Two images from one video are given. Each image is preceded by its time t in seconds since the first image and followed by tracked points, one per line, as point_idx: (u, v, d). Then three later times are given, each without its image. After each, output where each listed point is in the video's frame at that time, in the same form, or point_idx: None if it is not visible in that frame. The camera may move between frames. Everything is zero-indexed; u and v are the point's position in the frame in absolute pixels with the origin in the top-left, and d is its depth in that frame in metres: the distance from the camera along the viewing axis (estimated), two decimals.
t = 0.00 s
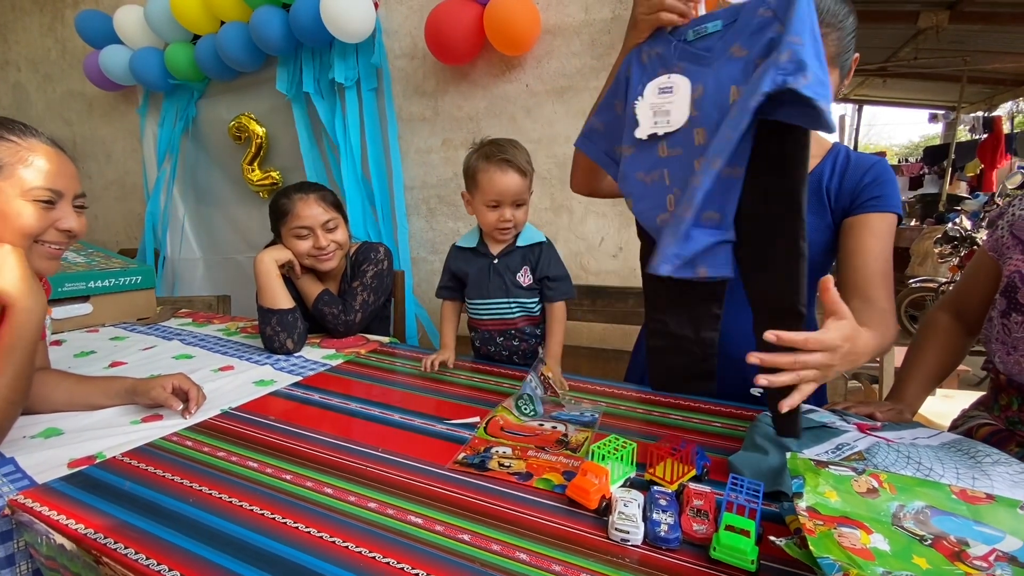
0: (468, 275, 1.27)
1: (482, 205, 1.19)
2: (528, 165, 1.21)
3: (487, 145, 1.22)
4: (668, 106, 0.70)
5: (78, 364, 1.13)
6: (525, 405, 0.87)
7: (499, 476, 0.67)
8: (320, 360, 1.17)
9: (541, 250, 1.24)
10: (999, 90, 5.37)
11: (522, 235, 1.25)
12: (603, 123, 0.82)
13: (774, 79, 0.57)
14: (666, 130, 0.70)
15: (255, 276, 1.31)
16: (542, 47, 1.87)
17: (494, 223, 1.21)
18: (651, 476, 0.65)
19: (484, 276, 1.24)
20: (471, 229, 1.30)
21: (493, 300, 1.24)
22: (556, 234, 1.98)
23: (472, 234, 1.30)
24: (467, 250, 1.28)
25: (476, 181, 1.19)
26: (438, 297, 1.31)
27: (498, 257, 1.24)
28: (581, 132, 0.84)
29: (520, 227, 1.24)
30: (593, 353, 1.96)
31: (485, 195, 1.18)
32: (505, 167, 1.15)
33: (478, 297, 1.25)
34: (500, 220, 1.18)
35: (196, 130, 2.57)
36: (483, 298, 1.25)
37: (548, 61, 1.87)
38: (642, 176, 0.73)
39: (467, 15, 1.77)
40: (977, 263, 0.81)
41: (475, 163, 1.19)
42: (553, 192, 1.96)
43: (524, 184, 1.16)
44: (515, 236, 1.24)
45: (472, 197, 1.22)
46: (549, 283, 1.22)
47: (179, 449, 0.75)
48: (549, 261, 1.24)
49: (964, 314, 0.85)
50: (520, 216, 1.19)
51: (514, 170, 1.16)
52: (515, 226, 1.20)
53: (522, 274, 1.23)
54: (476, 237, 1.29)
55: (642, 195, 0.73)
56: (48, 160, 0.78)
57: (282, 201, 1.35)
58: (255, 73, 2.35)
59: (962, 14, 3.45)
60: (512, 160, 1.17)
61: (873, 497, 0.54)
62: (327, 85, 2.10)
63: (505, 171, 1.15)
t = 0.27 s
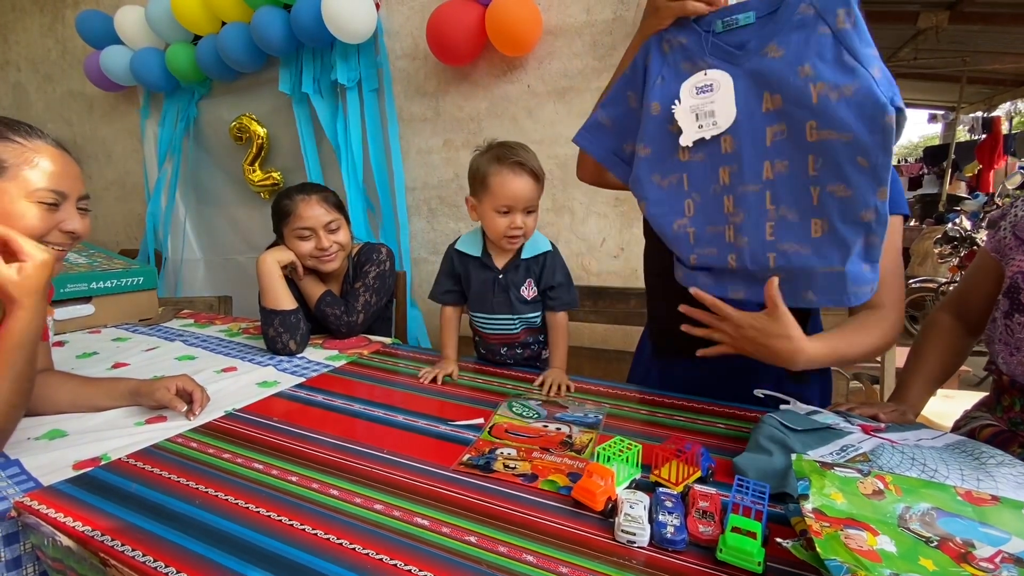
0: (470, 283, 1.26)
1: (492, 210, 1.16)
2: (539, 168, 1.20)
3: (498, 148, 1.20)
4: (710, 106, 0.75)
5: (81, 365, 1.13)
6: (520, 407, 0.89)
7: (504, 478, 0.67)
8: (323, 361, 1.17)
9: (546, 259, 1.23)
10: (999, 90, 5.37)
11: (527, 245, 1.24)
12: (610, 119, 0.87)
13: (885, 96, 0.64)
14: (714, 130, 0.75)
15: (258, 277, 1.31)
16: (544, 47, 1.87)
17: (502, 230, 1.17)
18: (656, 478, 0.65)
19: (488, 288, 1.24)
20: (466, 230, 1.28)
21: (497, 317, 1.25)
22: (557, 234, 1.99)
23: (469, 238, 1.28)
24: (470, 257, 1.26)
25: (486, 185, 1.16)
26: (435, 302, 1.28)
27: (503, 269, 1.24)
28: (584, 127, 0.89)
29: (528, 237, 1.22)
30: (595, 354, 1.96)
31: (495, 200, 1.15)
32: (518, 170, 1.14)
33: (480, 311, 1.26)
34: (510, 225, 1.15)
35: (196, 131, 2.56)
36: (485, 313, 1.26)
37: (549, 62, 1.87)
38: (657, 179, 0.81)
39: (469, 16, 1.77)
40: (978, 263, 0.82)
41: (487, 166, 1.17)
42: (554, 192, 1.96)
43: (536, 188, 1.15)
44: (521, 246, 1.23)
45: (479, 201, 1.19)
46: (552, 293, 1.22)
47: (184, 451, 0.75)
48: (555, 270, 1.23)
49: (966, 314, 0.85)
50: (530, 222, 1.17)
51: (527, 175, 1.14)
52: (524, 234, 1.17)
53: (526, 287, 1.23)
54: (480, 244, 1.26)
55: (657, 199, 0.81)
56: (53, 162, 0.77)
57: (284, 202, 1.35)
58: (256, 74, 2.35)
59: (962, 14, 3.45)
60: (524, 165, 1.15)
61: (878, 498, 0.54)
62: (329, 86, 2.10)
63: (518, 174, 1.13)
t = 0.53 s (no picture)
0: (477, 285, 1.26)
1: (505, 215, 1.15)
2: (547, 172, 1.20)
3: (505, 152, 1.20)
4: (698, 120, 0.73)
5: (81, 367, 1.13)
6: (518, 411, 0.90)
7: (505, 480, 0.67)
8: (323, 363, 1.17)
9: (554, 262, 1.26)
10: (998, 91, 5.37)
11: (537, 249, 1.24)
12: (603, 133, 0.83)
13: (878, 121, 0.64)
14: (699, 145, 0.73)
15: (258, 278, 1.31)
16: (543, 49, 1.88)
17: (515, 235, 1.17)
18: (656, 480, 0.65)
19: (495, 293, 1.24)
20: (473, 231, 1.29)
21: (503, 323, 1.26)
22: (557, 236, 1.99)
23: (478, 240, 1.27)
24: (478, 259, 1.25)
25: (499, 189, 1.15)
26: (439, 305, 1.28)
27: (511, 273, 1.23)
28: (578, 144, 0.81)
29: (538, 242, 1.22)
30: (595, 355, 1.96)
31: (507, 204, 1.15)
32: (532, 174, 1.14)
33: (485, 315, 1.27)
34: (523, 230, 1.15)
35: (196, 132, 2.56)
36: (491, 317, 1.26)
37: (549, 63, 1.88)
38: (641, 197, 0.79)
39: (468, 17, 1.77)
40: (974, 264, 0.82)
41: (497, 170, 1.16)
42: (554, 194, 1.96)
43: (548, 192, 1.16)
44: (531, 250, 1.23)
45: (489, 206, 1.19)
46: (558, 296, 1.25)
47: (185, 454, 0.75)
48: (562, 273, 1.25)
49: (963, 315, 0.85)
50: (543, 225, 1.17)
51: (540, 179, 1.14)
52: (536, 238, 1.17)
53: (535, 290, 1.24)
54: (487, 248, 1.25)
55: (640, 218, 0.78)
56: (51, 156, 0.75)
57: (284, 204, 1.36)
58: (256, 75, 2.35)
59: (961, 15, 3.46)
60: (535, 169, 1.15)
61: (877, 501, 0.54)
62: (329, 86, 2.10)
63: (532, 178, 1.13)
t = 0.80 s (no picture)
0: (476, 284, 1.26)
1: (503, 212, 1.15)
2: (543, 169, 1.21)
3: (503, 151, 1.20)
4: (692, 76, 0.72)
5: (80, 367, 1.13)
6: (516, 411, 0.90)
7: (501, 480, 0.68)
8: (321, 363, 1.17)
9: (553, 261, 1.26)
10: (996, 91, 5.38)
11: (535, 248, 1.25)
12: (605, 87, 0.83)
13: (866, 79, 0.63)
14: (693, 101, 0.72)
15: (256, 279, 1.31)
16: (541, 49, 1.88)
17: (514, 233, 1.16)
18: (653, 479, 0.66)
19: (494, 292, 1.24)
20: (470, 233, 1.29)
21: (501, 322, 1.26)
22: (555, 235, 1.99)
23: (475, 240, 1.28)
24: (477, 258, 1.25)
25: (498, 187, 1.15)
26: (435, 307, 1.27)
27: (509, 272, 1.24)
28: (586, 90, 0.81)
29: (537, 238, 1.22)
30: (593, 355, 1.97)
31: (506, 202, 1.15)
32: (530, 171, 1.14)
33: (484, 314, 1.27)
34: (522, 227, 1.15)
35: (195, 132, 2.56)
36: (489, 317, 1.26)
37: (547, 63, 1.88)
38: (627, 150, 0.78)
39: (466, 17, 1.77)
40: (969, 265, 0.82)
41: (496, 168, 1.17)
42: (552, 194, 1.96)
43: (546, 190, 1.16)
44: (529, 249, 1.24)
45: (488, 205, 1.19)
46: (557, 296, 1.25)
47: (183, 454, 0.75)
48: (560, 271, 1.26)
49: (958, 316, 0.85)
50: (540, 223, 1.18)
51: (538, 176, 1.15)
52: (536, 234, 1.17)
53: (534, 289, 1.24)
54: (487, 248, 1.25)
55: (623, 170, 0.77)
56: (59, 172, 0.77)
57: (282, 205, 1.36)
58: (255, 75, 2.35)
59: (958, 15, 3.46)
60: (533, 167, 1.16)
61: (872, 499, 0.55)
62: (328, 87, 2.10)
63: (530, 176, 1.14)
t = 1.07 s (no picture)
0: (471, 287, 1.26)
1: (495, 214, 1.15)
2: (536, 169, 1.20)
3: (495, 152, 1.20)
4: (678, 17, 0.70)
5: (79, 367, 1.13)
6: (515, 410, 0.90)
7: (500, 478, 0.68)
8: (320, 362, 1.18)
9: (547, 261, 1.26)
10: (995, 91, 5.39)
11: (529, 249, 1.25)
12: (581, 33, 0.79)
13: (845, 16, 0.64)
14: (680, 42, 0.70)
15: (255, 278, 1.31)
16: (540, 49, 1.88)
17: (506, 234, 1.17)
18: (650, 477, 0.66)
19: (489, 293, 1.24)
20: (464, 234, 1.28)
21: (499, 323, 1.27)
22: (555, 235, 2.00)
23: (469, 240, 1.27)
24: (470, 260, 1.25)
25: (489, 188, 1.14)
26: (432, 307, 1.28)
27: (503, 274, 1.24)
28: (556, 43, 0.78)
29: (530, 240, 1.21)
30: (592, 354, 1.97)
31: (497, 203, 1.14)
32: (522, 173, 1.13)
33: (480, 315, 1.28)
34: (514, 229, 1.15)
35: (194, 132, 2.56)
36: (486, 318, 1.27)
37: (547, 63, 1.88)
38: (614, 96, 0.75)
39: (466, 18, 1.78)
40: (967, 264, 0.82)
41: (487, 169, 1.16)
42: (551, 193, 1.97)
43: (539, 191, 1.15)
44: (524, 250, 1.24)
45: (480, 206, 1.19)
46: (552, 296, 1.24)
47: (182, 452, 0.75)
48: (556, 272, 1.26)
49: (955, 314, 0.86)
50: (533, 224, 1.18)
51: (530, 177, 1.14)
52: (528, 237, 1.17)
53: (530, 290, 1.25)
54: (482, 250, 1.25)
55: (610, 118, 0.76)
56: (62, 174, 0.78)
57: (280, 205, 1.36)
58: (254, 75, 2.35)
59: (957, 15, 3.47)
60: (525, 167, 1.15)
61: (868, 497, 0.55)
62: (328, 87, 2.10)
63: (522, 177, 1.13)
